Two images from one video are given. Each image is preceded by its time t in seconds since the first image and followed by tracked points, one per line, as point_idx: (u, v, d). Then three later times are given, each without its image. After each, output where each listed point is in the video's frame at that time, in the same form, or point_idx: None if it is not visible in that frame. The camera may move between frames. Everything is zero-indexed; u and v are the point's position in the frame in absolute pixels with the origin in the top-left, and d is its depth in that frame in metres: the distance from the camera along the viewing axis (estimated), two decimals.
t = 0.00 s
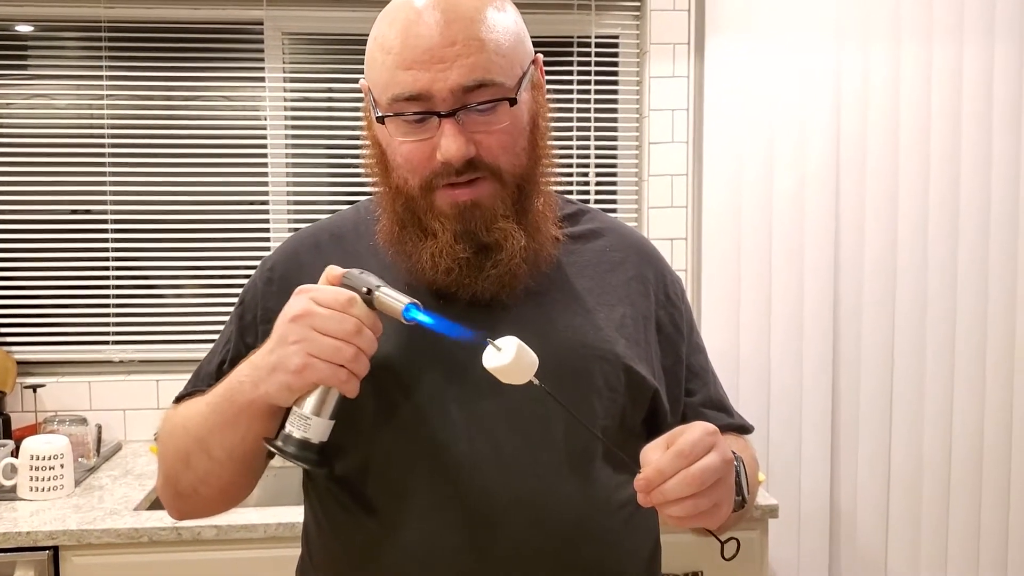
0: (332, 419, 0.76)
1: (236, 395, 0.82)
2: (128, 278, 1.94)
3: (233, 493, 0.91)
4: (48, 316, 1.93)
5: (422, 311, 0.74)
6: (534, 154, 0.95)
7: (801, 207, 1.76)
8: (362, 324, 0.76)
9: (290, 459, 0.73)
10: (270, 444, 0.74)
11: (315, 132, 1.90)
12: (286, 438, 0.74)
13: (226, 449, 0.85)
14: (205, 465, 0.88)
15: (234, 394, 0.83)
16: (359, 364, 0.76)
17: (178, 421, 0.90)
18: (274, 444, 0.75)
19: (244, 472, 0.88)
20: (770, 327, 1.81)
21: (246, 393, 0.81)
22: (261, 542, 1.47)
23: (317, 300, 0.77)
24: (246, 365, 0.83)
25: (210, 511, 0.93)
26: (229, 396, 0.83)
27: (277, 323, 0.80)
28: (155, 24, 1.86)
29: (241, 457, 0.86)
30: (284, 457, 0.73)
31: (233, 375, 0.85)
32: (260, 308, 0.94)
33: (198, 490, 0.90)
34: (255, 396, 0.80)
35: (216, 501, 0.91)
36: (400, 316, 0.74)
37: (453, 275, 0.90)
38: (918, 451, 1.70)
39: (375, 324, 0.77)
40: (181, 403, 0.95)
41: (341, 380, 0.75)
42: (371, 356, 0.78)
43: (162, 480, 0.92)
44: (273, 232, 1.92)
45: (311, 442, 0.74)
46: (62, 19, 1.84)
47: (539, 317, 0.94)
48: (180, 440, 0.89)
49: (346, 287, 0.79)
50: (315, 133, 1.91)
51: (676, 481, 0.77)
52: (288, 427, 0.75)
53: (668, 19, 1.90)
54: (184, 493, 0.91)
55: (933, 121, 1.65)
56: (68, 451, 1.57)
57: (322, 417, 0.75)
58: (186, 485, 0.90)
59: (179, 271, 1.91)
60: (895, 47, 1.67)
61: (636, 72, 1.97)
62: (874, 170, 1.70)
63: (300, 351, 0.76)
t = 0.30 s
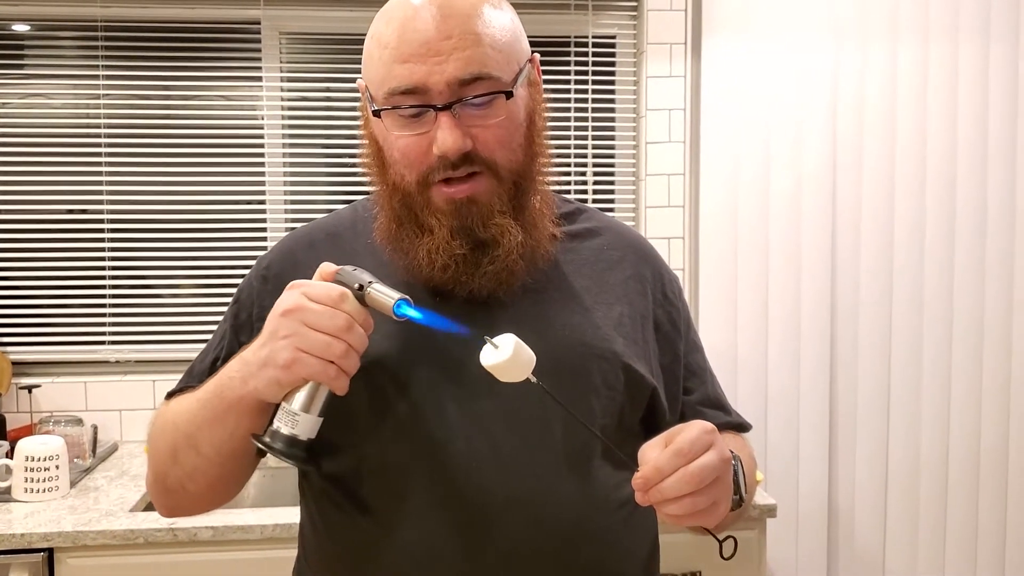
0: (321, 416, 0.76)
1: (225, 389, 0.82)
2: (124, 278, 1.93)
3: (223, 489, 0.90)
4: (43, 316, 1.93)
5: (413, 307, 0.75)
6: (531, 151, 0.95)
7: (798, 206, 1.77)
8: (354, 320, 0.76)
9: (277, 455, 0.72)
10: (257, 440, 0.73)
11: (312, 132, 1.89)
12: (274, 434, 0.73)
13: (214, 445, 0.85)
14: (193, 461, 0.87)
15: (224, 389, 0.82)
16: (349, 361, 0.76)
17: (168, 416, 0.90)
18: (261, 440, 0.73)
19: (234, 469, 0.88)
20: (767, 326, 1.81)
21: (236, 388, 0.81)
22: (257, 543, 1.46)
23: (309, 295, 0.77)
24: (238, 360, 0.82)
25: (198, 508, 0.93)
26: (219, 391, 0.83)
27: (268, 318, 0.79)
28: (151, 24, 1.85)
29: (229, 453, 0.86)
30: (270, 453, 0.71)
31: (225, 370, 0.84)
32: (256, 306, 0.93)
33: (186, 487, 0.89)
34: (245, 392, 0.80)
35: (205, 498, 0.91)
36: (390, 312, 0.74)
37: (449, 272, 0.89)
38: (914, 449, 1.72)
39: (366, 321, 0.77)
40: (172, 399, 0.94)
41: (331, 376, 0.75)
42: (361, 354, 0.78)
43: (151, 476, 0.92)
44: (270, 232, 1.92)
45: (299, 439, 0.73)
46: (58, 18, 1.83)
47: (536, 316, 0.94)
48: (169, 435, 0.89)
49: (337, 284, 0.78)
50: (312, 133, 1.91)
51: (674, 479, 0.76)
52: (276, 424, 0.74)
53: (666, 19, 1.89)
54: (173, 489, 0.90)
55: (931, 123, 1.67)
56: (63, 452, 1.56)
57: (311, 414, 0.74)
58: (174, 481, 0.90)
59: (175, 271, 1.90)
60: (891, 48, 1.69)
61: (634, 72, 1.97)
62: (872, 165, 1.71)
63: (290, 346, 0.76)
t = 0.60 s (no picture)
0: (320, 419, 0.76)
1: (223, 392, 0.82)
2: (122, 280, 1.93)
3: (220, 493, 0.90)
4: (40, 318, 1.92)
5: (412, 308, 0.74)
6: (527, 148, 0.96)
7: (796, 207, 1.77)
8: (352, 321, 0.76)
9: (277, 457, 0.72)
10: (257, 441, 0.73)
11: (310, 134, 1.89)
12: (273, 436, 0.73)
13: (213, 448, 0.85)
14: (191, 464, 0.87)
15: (221, 392, 0.82)
16: (348, 362, 0.76)
17: (164, 419, 0.90)
18: (260, 442, 0.73)
19: (230, 471, 0.88)
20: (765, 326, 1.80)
21: (233, 390, 0.81)
22: (254, 545, 1.46)
23: (307, 297, 0.77)
24: (234, 363, 0.82)
25: (196, 512, 0.92)
26: (216, 394, 0.83)
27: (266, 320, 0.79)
28: (149, 25, 1.85)
29: (226, 455, 0.86)
30: (270, 455, 0.71)
31: (222, 373, 0.84)
32: (251, 309, 0.93)
33: (184, 490, 0.89)
34: (243, 393, 0.80)
35: (202, 501, 0.90)
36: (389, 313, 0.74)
37: (447, 271, 0.89)
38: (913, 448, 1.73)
39: (364, 322, 0.77)
40: (168, 403, 0.94)
41: (330, 378, 0.75)
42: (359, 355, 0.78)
43: (148, 480, 0.92)
44: (267, 234, 1.92)
45: (299, 441, 0.73)
46: (56, 20, 1.83)
47: (532, 317, 0.94)
48: (167, 438, 0.88)
49: (335, 285, 0.78)
50: (310, 135, 1.91)
51: (668, 477, 0.76)
52: (274, 426, 0.74)
53: (663, 20, 1.90)
54: (170, 493, 0.90)
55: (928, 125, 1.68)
56: (59, 454, 1.56)
57: (310, 415, 0.74)
58: (172, 485, 0.89)
59: (172, 273, 1.90)
60: (888, 51, 1.69)
61: (631, 73, 1.96)
62: (869, 161, 1.72)
63: (288, 348, 0.76)
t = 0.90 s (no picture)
0: (313, 426, 0.76)
1: (214, 399, 0.81)
2: (116, 287, 1.93)
3: (211, 499, 0.90)
4: (35, 325, 1.92)
5: (408, 318, 0.74)
6: (521, 147, 0.97)
7: (791, 210, 1.77)
8: (346, 330, 0.76)
9: (270, 465, 0.73)
10: (249, 450, 0.73)
11: (305, 141, 1.90)
12: (267, 444, 0.73)
13: (203, 455, 0.85)
14: (181, 471, 0.87)
15: (212, 399, 0.82)
16: (341, 371, 0.76)
17: (155, 426, 0.89)
18: (252, 450, 0.74)
19: (220, 478, 0.88)
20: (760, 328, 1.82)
21: (225, 398, 0.80)
22: (247, 553, 1.45)
23: (301, 306, 0.76)
24: (227, 370, 0.82)
25: (186, 519, 0.92)
26: (208, 401, 0.82)
27: (258, 327, 0.79)
28: (145, 33, 1.86)
29: (216, 462, 0.85)
30: (263, 463, 0.72)
31: (214, 378, 0.83)
32: (243, 316, 0.93)
33: (174, 497, 0.89)
34: (235, 401, 0.80)
35: (192, 508, 0.90)
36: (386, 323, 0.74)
37: (445, 270, 0.90)
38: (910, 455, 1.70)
39: (358, 331, 0.77)
40: (159, 410, 0.94)
41: (323, 387, 0.75)
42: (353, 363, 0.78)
43: (137, 487, 0.91)
44: (263, 241, 1.92)
45: (292, 449, 0.74)
46: (52, 27, 1.83)
47: (525, 324, 0.94)
48: (157, 445, 0.88)
49: (329, 292, 0.78)
50: (305, 142, 1.91)
51: (658, 485, 0.76)
52: (267, 434, 0.74)
53: (658, 28, 1.91)
54: (160, 500, 0.90)
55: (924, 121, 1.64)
56: (53, 462, 1.55)
57: (303, 424, 0.74)
58: (161, 492, 0.89)
59: (168, 280, 1.90)
60: (880, 50, 1.66)
61: (626, 81, 1.97)
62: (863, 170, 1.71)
63: (282, 357, 0.75)
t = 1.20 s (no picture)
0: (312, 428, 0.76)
1: (211, 402, 0.81)
2: (113, 290, 1.93)
3: (206, 502, 0.90)
4: (32, 328, 1.92)
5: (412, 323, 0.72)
6: (513, 143, 0.97)
7: (787, 212, 1.77)
8: (347, 334, 0.76)
9: (266, 467, 0.72)
10: (248, 452, 0.72)
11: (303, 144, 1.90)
12: (264, 445, 0.73)
13: (198, 456, 0.85)
14: (177, 473, 0.86)
15: (210, 401, 0.81)
16: (341, 375, 0.76)
17: (150, 428, 0.89)
18: (251, 452, 0.73)
19: (215, 480, 0.88)
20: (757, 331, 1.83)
21: (223, 400, 0.80)
22: (242, 556, 1.44)
23: (304, 309, 0.76)
24: (225, 372, 0.81)
25: (181, 522, 0.92)
26: (205, 403, 0.82)
27: (259, 330, 0.79)
28: (142, 36, 1.86)
29: (212, 464, 0.85)
30: (260, 465, 0.72)
31: (211, 381, 0.83)
32: (238, 319, 0.93)
33: (169, 499, 0.89)
34: (233, 404, 0.79)
35: (188, 511, 0.90)
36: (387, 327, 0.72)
37: (437, 262, 0.90)
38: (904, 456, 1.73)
39: (359, 335, 0.77)
40: (154, 412, 0.94)
41: (323, 390, 0.75)
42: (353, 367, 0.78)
43: (133, 490, 0.91)
44: (260, 244, 1.92)
45: (290, 451, 0.73)
46: (49, 29, 1.84)
47: (519, 323, 0.94)
48: (152, 447, 0.88)
49: (330, 295, 0.77)
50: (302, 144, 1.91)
51: (649, 483, 0.76)
52: (266, 436, 0.74)
53: (653, 30, 1.91)
54: (155, 502, 0.89)
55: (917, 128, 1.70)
56: (50, 465, 1.55)
57: (302, 426, 0.74)
58: (157, 495, 0.89)
59: (166, 283, 1.90)
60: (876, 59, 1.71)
61: (623, 83, 1.97)
62: (861, 176, 1.72)
63: (283, 359, 0.75)
